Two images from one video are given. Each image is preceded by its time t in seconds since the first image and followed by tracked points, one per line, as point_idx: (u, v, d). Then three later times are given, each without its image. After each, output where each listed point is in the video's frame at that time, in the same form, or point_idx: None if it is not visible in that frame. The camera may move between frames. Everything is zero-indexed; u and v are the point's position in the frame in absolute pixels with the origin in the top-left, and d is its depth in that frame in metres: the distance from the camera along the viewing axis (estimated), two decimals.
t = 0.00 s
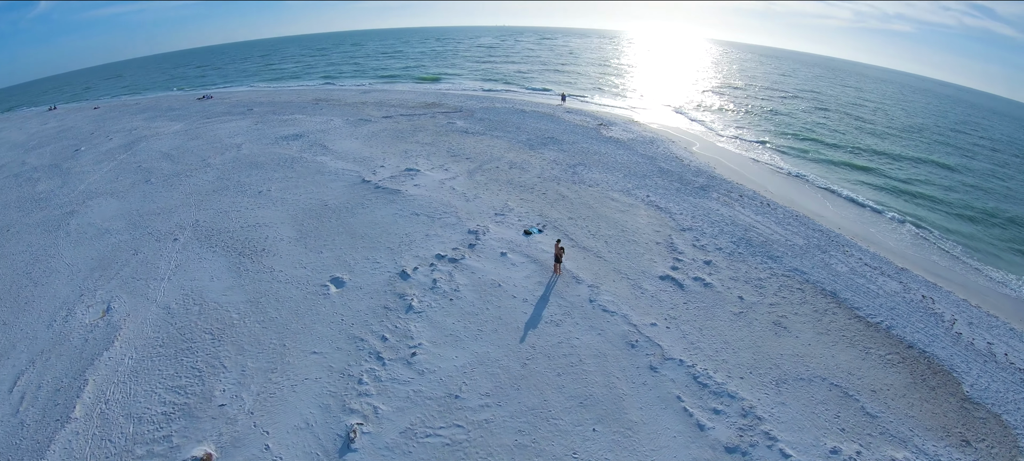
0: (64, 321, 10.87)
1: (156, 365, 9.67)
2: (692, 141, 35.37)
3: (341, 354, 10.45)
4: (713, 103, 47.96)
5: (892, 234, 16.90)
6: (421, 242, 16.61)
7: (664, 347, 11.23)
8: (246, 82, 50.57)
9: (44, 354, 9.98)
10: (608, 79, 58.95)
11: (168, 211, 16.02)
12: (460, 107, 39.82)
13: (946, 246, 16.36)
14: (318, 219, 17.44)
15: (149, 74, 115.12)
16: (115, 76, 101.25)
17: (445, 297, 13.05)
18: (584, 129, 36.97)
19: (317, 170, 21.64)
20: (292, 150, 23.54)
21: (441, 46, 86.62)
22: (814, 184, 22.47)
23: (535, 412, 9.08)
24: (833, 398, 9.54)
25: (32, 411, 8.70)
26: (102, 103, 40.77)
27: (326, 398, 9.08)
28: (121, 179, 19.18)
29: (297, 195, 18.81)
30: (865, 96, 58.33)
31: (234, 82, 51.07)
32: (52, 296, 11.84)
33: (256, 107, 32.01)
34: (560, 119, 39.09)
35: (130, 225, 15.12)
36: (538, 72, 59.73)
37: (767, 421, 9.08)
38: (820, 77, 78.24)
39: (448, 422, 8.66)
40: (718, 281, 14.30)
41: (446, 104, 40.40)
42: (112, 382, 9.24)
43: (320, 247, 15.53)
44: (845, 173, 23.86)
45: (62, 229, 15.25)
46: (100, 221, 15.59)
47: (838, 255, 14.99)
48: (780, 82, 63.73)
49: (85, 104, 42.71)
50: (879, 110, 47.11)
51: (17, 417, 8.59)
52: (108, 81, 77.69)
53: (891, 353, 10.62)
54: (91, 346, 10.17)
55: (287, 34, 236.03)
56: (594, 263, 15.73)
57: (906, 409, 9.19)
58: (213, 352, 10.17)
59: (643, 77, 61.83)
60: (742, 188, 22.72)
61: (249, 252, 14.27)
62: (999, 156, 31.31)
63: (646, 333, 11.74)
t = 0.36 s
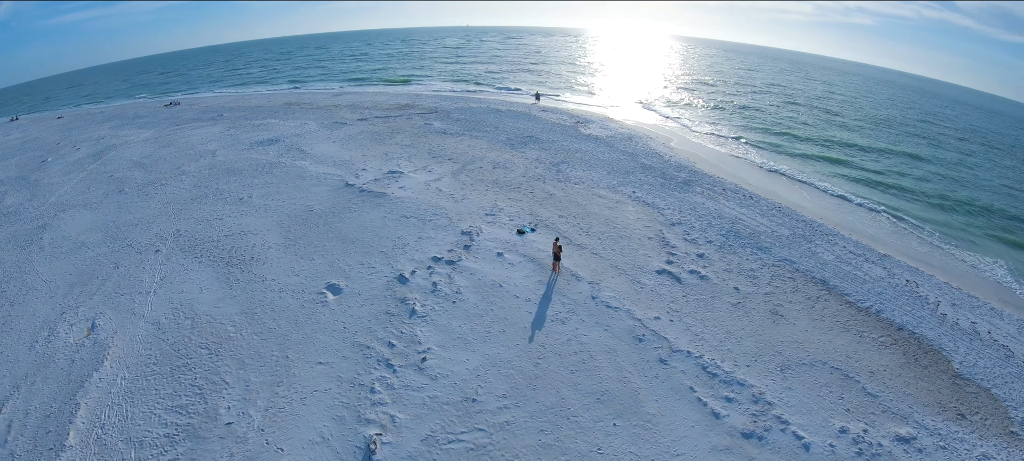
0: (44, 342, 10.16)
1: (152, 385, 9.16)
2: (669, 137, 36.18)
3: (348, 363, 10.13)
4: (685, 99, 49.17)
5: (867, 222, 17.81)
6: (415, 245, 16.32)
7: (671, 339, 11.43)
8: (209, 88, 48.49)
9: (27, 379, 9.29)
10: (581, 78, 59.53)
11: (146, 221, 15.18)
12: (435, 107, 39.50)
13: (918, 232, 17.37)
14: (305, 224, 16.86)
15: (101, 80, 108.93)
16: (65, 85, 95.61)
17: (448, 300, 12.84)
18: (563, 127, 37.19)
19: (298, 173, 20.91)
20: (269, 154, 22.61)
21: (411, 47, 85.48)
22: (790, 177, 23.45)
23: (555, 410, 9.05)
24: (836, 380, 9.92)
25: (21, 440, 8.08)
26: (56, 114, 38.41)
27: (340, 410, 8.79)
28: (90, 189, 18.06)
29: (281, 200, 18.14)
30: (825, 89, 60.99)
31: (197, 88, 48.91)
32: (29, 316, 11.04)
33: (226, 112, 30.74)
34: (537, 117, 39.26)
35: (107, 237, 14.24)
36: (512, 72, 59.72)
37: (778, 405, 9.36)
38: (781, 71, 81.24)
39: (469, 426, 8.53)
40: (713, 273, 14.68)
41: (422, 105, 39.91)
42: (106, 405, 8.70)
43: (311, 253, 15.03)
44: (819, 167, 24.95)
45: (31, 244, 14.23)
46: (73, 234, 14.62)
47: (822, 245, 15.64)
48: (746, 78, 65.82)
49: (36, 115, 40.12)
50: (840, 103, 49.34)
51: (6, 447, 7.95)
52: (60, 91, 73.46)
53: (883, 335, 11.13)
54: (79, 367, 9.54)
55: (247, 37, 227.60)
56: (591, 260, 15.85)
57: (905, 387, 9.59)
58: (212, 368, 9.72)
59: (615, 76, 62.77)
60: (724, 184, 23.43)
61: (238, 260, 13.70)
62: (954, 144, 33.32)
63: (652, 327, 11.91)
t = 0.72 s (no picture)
0: (26, 364, 9.53)
1: (151, 405, 8.73)
2: (648, 134, 36.83)
3: (358, 371, 9.83)
4: (658, 96, 50.21)
5: (844, 212, 18.70)
6: (410, 247, 16.02)
7: (676, 332, 11.63)
8: (173, 95, 46.39)
9: (12, 404, 8.70)
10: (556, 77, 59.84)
11: (126, 232, 14.40)
12: (412, 109, 38.98)
13: (891, 219, 18.33)
14: (294, 230, 16.26)
15: (51, 88, 102.74)
16: (11, 95, 89.89)
17: (451, 302, 12.65)
18: (543, 126, 37.28)
19: (280, 176, 20.10)
20: (247, 158, 21.71)
21: (382, 49, 84.05)
22: (768, 172, 24.42)
23: (573, 408, 9.06)
24: (837, 363, 10.31)
25: None
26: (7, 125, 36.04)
27: (356, 420, 8.52)
28: (60, 201, 17.01)
29: (266, 205, 17.45)
30: (790, 83, 63.28)
31: (161, 95, 46.75)
32: (6, 336, 10.33)
33: (197, 118, 29.47)
34: (516, 117, 39.20)
35: (84, 250, 13.45)
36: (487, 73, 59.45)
37: (786, 390, 9.64)
38: (747, 66, 83.75)
39: (491, 429, 8.43)
40: (707, 266, 15.03)
41: (399, 107, 39.18)
42: (103, 428, 8.24)
43: (304, 259, 14.54)
44: (795, 161, 25.93)
45: None
46: (47, 247, 13.77)
47: (806, 236, 16.28)
48: (714, 74, 67.57)
49: None
50: (806, 97, 51.30)
51: None
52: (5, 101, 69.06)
53: (875, 319, 11.63)
54: (68, 388, 9.00)
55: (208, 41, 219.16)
56: (588, 257, 15.96)
57: (902, 367, 10.03)
58: (213, 383, 9.31)
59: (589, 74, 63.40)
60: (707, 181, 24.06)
61: (227, 269, 13.17)
62: (915, 134, 35.11)
63: (656, 321, 12.09)
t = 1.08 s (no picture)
0: (9, 389, 8.93)
1: (152, 425, 8.30)
2: (626, 130, 37.55)
3: (370, 378, 9.54)
4: (632, 92, 51.15)
5: (821, 203, 19.62)
6: (405, 250, 15.70)
7: (681, 323, 11.86)
8: (134, 102, 44.13)
9: None
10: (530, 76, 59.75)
11: (104, 244, 13.63)
12: (387, 110, 38.05)
13: (864, 206, 19.35)
14: (282, 236, 15.66)
15: None
16: None
17: (455, 303, 12.47)
18: (522, 125, 37.23)
19: (261, 180, 19.30)
20: (221, 162, 20.70)
21: (351, 51, 82.21)
22: (746, 167, 25.39)
23: (592, 404, 9.11)
24: (836, 345, 10.74)
25: None
26: None
27: (375, 429, 8.26)
28: (28, 215, 15.98)
29: (250, 210, 16.77)
30: (755, 78, 65.37)
31: (120, 103, 44.44)
32: None
33: (165, 124, 28.05)
34: (495, 117, 39.03)
35: (60, 265, 12.67)
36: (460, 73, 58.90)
37: (793, 374, 9.96)
38: (713, 62, 86.02)
39: (514, 429, 8.35)
40: (701, 258, 15.42)
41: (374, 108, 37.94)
42: (103, 453, 7.79)
43: (296, 266, 14.03)
44: (770, 156, 26.97)
45: None
46: (18, 264, 12.91)
47: (790, 227, 16.98)
48: (683, 70, 69.10)
49: None
50: (772, 91, 53.17)
51: None
52: None
53: (865, 303, 12.20)
54: (59, 413, 8.48)
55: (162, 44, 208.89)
56: (584, 253, 16.07)
57: (896, 346, 10.53)
58: (217, 399, 8.91)
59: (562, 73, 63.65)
60: (689, 177, 24.73)
61: (216, 279, 12.63)
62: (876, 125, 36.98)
63: (660, 313, 12.30)
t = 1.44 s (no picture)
0: None
1: (157, 446, 7.91)
2: (605, 128, 38.11)
3: (383, 383, 9.30)
4: (608, 90, 51.84)
5: (799, 194, 20.51)
6: (400, 252, 15.39)
7: (684, 315, 12.10)
8: (94, 110, 41.88)
9: None
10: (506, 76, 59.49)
11: (83, 257, 12.91)
12: (363, 112, 36.54)
13: (840, 196, 20.28)
14: (270, 242, 15.09)
15: None
16: None
17: (460, 304, 12.32)
18: (503, 124, 37.05)
19: (243, 185, 18.56)
20: (199, 168, 19.79)
21: (321, 54, 80.10)
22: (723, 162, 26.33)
23: (609, 398, 9.17)
24: (834, 329, 11.16)
25: None
26: None
27: (395, 436, 8.06)
28: None
29: (234, 215, 16.11)
30: (725, 73, 67.11)
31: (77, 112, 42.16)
32: None
33: (135, 131, 26.67)
34: (476, 117, 38.73)
35: (36, 280, 11.96)
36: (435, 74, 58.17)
37: (797, 358, 10.29)
38: (683, 58, 87.77)
39: (537, 427, 8.32)
40: (695, 251, 15.76)
41: (349, 110, 36.34)
42: None
43: (290, 273, 13.57)
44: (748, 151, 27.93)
45: None
46: None
47: (775, 219, 17.60)
48: (656, 67, 70.27)
49: None
50: (741, 87, 54.82)
51: None
52: None
53: (855, 288, 12.74)
54: (52, 438, 7.99)
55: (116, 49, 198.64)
56: (581, 249, 16.16)
57: (889, 328, 11.03)
58: (223, 415, 8.54)
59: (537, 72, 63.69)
60: (673, 174, 25.28)
61: (207, 289, 12.13)
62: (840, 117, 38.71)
63: (663, 306, 12.50)
